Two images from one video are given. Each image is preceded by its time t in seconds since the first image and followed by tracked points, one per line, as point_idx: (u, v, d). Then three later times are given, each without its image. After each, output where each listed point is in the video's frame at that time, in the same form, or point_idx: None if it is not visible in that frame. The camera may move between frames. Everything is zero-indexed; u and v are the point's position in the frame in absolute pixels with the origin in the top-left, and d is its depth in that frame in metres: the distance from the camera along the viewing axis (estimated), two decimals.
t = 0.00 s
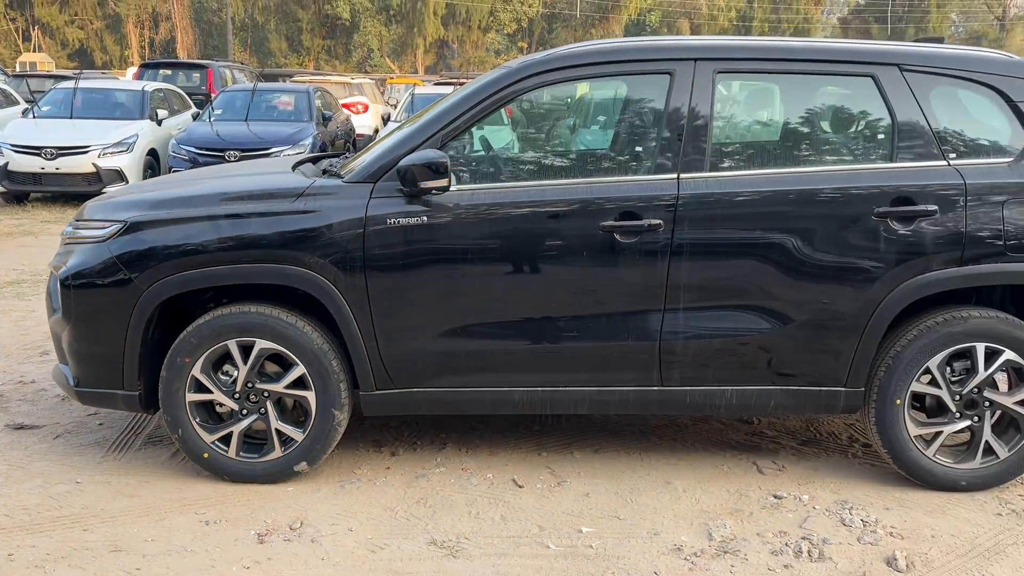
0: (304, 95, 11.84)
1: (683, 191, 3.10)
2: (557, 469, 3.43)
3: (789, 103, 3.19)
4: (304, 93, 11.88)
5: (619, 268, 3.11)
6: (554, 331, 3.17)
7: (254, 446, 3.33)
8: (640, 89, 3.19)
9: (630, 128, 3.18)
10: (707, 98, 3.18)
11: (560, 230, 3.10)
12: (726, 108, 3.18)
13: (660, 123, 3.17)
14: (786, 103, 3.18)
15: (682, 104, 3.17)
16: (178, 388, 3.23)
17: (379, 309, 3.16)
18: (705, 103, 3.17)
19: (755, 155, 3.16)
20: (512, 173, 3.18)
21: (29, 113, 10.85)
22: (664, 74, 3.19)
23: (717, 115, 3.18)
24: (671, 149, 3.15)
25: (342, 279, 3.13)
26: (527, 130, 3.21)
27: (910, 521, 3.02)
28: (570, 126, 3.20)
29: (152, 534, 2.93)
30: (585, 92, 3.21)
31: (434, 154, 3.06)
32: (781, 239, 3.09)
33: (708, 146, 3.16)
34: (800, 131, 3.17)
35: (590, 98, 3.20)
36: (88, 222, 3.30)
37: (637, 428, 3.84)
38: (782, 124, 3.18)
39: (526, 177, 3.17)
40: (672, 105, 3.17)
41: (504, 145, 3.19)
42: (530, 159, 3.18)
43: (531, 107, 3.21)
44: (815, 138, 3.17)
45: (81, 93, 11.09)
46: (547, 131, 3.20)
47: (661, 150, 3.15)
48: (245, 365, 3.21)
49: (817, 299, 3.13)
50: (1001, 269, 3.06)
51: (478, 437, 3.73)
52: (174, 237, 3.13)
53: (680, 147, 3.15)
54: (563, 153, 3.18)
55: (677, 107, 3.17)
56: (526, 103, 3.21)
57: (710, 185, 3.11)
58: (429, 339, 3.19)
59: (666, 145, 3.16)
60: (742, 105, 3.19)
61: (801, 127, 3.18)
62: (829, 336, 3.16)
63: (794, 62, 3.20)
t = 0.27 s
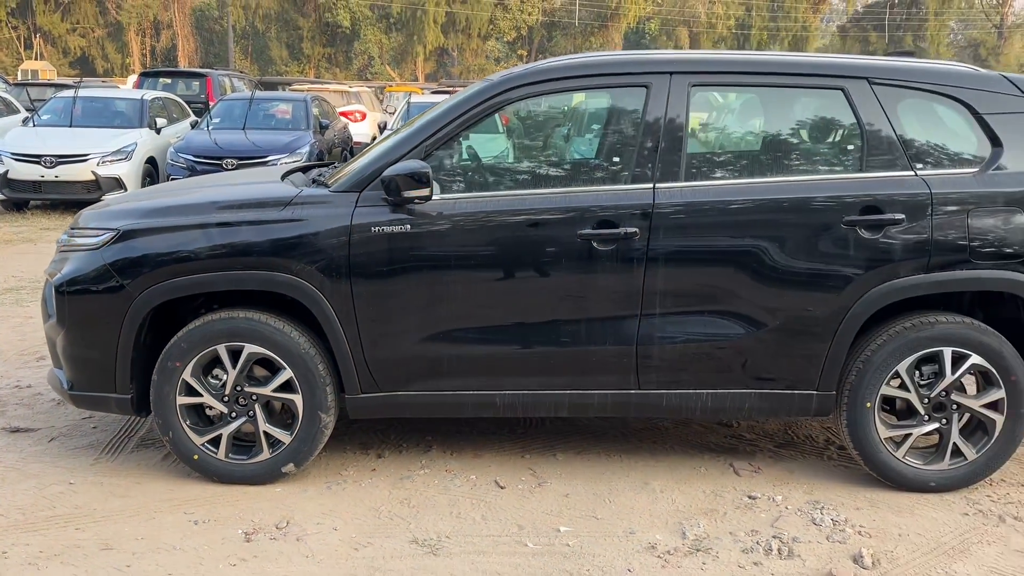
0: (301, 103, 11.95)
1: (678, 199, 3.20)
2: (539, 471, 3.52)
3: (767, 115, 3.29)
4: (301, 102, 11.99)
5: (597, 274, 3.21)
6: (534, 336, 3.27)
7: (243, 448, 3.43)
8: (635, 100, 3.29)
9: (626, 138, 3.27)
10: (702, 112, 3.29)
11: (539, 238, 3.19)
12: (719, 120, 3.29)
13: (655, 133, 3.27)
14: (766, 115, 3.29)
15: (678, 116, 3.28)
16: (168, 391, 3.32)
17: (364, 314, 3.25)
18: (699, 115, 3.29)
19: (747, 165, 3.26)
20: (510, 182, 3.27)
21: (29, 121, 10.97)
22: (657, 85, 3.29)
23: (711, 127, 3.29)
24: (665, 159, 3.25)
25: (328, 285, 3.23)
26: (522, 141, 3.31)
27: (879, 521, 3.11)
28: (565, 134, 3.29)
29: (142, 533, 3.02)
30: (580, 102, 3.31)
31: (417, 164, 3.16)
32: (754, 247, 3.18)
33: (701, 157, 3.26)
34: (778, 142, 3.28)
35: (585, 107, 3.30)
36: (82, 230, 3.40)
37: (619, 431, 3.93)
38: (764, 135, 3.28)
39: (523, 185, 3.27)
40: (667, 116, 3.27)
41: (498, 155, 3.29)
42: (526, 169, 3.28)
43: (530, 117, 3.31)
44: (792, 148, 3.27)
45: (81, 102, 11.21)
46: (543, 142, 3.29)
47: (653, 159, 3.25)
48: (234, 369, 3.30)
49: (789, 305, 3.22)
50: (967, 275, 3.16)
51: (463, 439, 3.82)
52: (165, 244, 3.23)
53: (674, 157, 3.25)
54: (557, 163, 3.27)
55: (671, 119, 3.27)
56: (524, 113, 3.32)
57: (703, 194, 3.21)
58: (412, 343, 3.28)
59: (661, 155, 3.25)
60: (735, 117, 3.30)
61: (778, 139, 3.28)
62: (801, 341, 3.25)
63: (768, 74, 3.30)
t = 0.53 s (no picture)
0: (298, 110, 12.07)
1: (672, 204, 3.31)
2: (518, 468, 3.62)
3: (745, 123, 3.40)
4: (298, 109, 12.10)
5: (573, 277, 3.32)
6: (511, 337, 3.38)
7: (231, 445, 3.53)
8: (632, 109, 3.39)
9: (623, 146, 3.37)
10: (697, 120, 3.41)
11: (516, 241, 3.30)
12: (712, 128, 3.41)
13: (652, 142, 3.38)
14: (744, 123, 3.40)
15: (674, 126, 3.40)
16: (158, 389, 3.43)
17: (348, 315, 3.36)
18: (693, 124, 3.41)
19: (739, 171, 3.37)
20: (506, 188, 3.38)
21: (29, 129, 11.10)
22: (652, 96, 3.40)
23: (704, 135, 3.40)
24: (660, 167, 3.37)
25: (313, 287, 3.34)
26: (516, 148, 3.42)
27: (845, 515, 3.21)
28: (560, 141, 3.40)
29: (132, 526, 3.12)
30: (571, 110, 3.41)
31: (398, 170, 3.27)
32: (724, 251, 3.29)
33: (694, 164, 3.38)
34: (757, 150, 3.38)
35: (579, 115, 3.41)
36: (75, 234, 3.51)
37: (598, 429, 4.03)
38: (747, 142, 3.39)
39: (517, 190, 3.37)
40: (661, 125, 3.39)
41: (492, 161, 3.40)
42: (520, 175, 3.39)
43: (526, 124, 3.41)
44: (770, 155, 3.37)
45: (81, 109, 11.35)
46: (539, 149, 3.40)
47: (649, 167, 3.36)
48: (221, 368, 3.41)
49: (759, 306, 3.33)
50: (930, 278, 3.26)
51: (446, 438, 3.92)
52: (155, 248, 3.34)
53: (668, 165, 3.37)
54: (552, 170, 3.38)
55: (665, 128, 3.40)
56: (520, 120, 3.42)
57: (696, 199, 3.32)
58: (394, 343, 3.39)
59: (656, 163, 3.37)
60: (727, 125, 3.41)
61: (757, 146, 3.38)
62: (771, 341, 3.36)
63: (742, 84, 3.41)
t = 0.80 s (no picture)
0: (297, 117, 12.20)
1: (667, 210, 3.42)
2: (500, 466, 3.73)
3: (725, 132, 3.52)
4: (296, 116, 12.24)
5: (552, 280, 3.43)
6: (493, 338, 3.49)
7: (222, 443, 3.64)
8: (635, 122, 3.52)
9: (623, 155, 3.50)
10: (693, 128, 3.55)
11: (496, 245, 3.42)
12: (707, 137, 3.54)
13: (651, 152, 3.51)
14: (725, 132, 3.52)
15: (672, 136, 3.53)
16: (151, 389, 3.54)
17: (334, 317, 3.48)
18: (689, 132, 3.55)
19: (729, 178, 3.49)
20: (500, 194, 3.50)
21: (30, 135, 11.24)
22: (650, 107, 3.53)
23: (699, 143, 3.54)
24: (657, 176, 3.50)
25: (301, 290, 3.45)
26: (511, 156, 3.53)
27: (815, 511, 3.31)
28: (555, 148, 3.52)
29: (124, 520, 3.23)
30: (562, 120, 3.55)
31: (383, 177, 3.39)
32: (698, 255, 3.40)
33: (688, 172, 3.50)
34: (738, 159, 3.50)
35: (574, 123, 3.54)
36: (71, 239, 3.63)
37: (581, 429, 4.14)
38: (730, 151, 3.50)
39: (513, 197, 3.48)
40: (657, 135, 3.53)
41: (488, 168, 3.52)
42: (515, 182, 3.50)
43: (523, 133, 3.54)
44: (749, 163, 3.49)
45: (81, 116, 11.49)
46: (535, 156, 3.51)
47: (645, 176, 3.49)
48: (212, 368, 3.52)
49: (731, 309, 3.44)
50: (895, 282, 3.37)
51: (432, 437, 4.03)
52: (149, 252, 3.46)
53: (662, 173, 3.50)
54: (546, 177, 3.50)
55: (660, 137, 3.53)
56: (518, 128, 3.54)
57: (690, 205, 3.43)
58: (379, 344, 3.50)
59: (653, 172, 3.50)
60: (720, 134, 3.53)
61: (736, 155, 3.50)
62: (744, 343, 3.47)
63: (718, 95, 3.53)
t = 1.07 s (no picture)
0: (297, 123, 12.32)
1: (663, 216, 3.52)
2: (492, 465, 3.83)
3: (713, 141, 3.63)
4: (297, 123, 12.35)
5: (542, 284, 3.53)
6: (484, 341, 3.59)
7: (221, 442, 3.74)
8: (639, 133, 3.64)
9: (625, 163, 3.61)
10: (691, 136, 3.65)
11: (487, 251, 3.52)
12: (703, 144, 3.64)
13: (651, 161, 3.62)
14: (714, 141, 3.62)
15: (672, 144, 3.64)
16: (152, 390, 3.64)
17: (330, 320, 3.58)
18: (685, 139, 3.64)
19: (724, 185, 3.58)
20: (499, 201, 3.61)
21: (34, 141, 11.36)
22: (651, 118, 3.65)
23: (696, 149, 3.64)
24: (655, 183, 3.60)
25: (297, 293, 3.56)
26: (510, 163, 3.64)
27: (796, 510, 3.41)
28: (554, 155, 3.63)
29: (125, 517, 3.33)
30: (556, 128, 3.65)
31: (377, 185, 3.49)
32: (683, 260, 3.50)
33: (685, 180, 3.60)
34: (728, 167, 3.59)
35: (571, 131, 3.64)
36: (75, 244, 3.74)
37: (572, 430, 4.24)
38: (720, 158, 3.60)
39: (513, 203, 3.60)
40: (656, 144, 3.65)
41: (487, 175, 3.64)
42: (514, 189, 3.61)
43: (521, 141, 3.65)
44: (737, 170, 3.59)
45: (84, 122, 11.61)
46: (534, 163, 3.62)
47: (643, 184, 3.59)
48: (211, 370, 3.62)
49: (716, 313, 3.54)
50: (874, 287, 3.48)
51: (426, 437, 4.13)
52: (150, 256, 3.57)
53: (659, 181, 3.60)
54: (544, 184, 3.61)
55: (658, 144, 3.64)
56: (518, 135, 3.65)
57: (687, 211, 3.53)
58: (373, 347, 3.60)
59: (651, 179, 3.60)
60: (715, 142, 3.63)
61: (724, 162, 3.60)
62: (728, 346, 3.57)
63: (706, 105, 3.64)
